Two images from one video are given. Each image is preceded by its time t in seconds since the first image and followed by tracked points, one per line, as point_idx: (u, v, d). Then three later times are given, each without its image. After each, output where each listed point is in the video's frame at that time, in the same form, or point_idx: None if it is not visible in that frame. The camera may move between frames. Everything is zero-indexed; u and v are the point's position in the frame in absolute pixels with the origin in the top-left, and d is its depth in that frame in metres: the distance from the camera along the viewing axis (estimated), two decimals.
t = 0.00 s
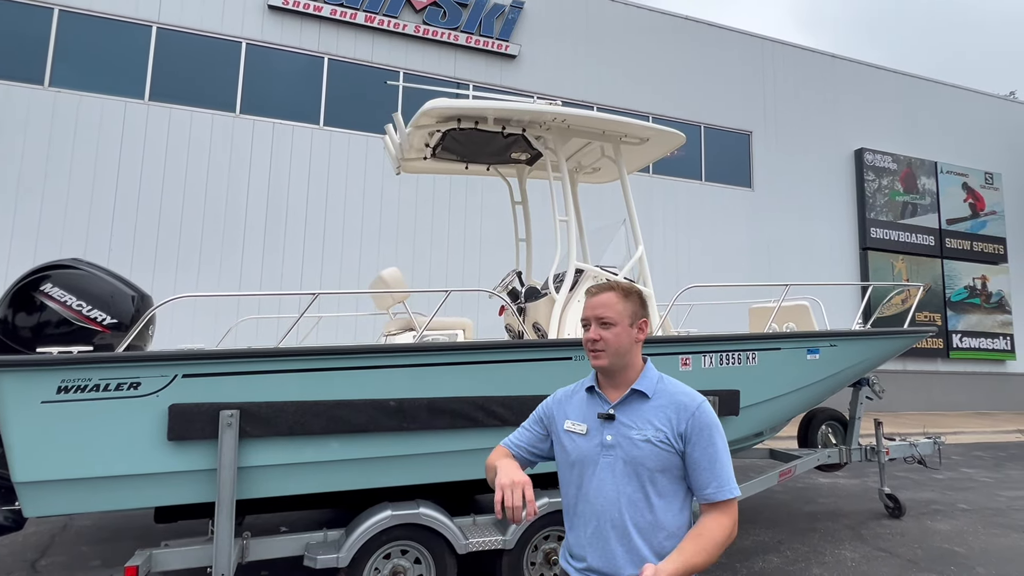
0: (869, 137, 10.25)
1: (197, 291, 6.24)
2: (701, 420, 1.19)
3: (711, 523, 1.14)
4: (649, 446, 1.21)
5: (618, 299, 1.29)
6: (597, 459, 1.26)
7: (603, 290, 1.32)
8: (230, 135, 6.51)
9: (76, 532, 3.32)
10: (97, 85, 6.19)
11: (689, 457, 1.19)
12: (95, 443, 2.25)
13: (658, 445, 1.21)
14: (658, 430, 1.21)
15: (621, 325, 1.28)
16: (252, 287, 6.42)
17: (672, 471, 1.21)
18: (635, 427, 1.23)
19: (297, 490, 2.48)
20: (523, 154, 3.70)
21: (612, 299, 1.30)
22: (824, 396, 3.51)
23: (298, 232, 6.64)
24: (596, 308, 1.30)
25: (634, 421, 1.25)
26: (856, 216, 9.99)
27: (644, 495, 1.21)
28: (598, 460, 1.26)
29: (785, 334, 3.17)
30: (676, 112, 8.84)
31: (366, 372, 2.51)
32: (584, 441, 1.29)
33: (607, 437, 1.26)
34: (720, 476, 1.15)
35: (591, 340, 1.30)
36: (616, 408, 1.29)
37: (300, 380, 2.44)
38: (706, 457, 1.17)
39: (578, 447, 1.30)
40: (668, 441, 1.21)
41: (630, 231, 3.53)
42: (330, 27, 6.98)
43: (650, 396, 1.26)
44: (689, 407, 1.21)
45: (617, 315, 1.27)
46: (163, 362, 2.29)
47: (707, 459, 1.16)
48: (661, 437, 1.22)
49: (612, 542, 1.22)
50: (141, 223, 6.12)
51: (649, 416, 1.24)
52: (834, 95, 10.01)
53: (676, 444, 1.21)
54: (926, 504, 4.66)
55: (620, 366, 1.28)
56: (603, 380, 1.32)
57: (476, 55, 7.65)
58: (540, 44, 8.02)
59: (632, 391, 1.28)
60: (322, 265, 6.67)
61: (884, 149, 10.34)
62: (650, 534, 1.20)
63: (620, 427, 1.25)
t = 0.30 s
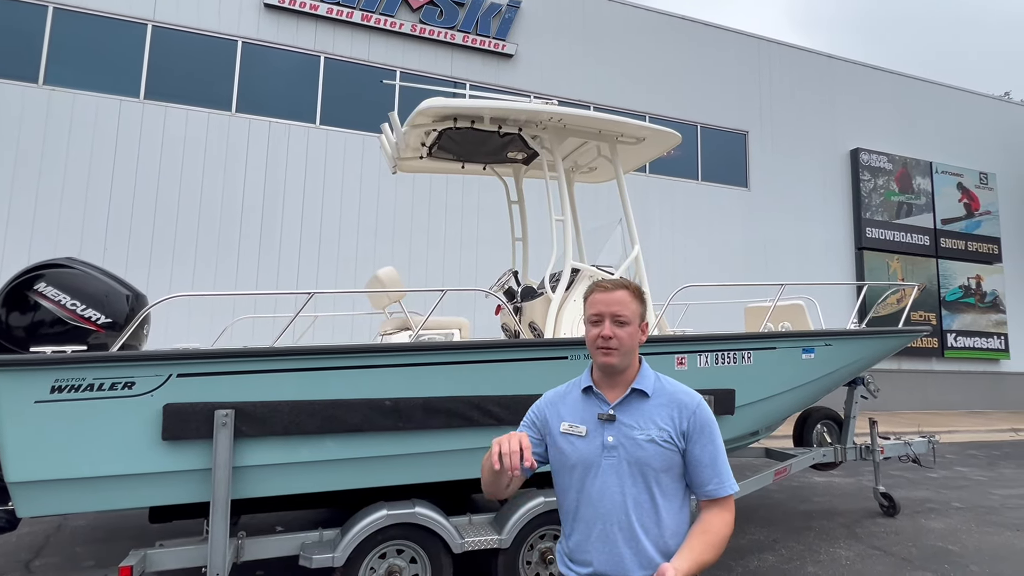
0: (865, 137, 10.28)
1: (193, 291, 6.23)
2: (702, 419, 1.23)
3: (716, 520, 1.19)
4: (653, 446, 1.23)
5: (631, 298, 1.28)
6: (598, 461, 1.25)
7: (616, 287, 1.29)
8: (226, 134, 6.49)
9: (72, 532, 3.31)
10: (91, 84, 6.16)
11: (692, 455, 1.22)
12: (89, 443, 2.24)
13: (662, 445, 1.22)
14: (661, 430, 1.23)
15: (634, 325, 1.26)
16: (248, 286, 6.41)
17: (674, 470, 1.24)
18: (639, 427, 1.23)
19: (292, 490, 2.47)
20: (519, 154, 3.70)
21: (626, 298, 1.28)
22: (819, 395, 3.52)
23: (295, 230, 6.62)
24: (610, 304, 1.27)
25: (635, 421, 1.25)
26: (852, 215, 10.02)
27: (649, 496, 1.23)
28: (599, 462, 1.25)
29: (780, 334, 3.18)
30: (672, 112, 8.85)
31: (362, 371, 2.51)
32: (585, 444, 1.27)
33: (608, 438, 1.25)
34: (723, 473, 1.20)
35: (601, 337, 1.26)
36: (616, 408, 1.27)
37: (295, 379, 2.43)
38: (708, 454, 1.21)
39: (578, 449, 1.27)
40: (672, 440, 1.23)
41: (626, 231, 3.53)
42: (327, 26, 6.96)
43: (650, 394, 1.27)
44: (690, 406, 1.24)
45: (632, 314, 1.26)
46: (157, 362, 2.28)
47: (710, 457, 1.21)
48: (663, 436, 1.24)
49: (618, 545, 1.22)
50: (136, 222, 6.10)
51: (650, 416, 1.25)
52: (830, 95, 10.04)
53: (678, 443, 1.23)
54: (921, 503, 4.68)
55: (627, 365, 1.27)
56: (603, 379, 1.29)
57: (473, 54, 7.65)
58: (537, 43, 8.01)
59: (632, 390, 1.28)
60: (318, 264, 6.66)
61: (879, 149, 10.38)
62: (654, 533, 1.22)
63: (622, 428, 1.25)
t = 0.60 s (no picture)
0: (862, 136, 10.29)
1: (190, 290, 6.21)
2: (707, 420, 1.25)
3: (716, 518, 1.21)
4: (659, 446, 1.23)
5: (655, 298, 1.28)
6: (604, 460, 1.25)
7: (642, 285, 1.29)
8: (223, 133, 6.48)
9: (66, 532, 3.30)
10: (88, 82, 6.14)
11: (696, 456, 1.24)
12: (83, 443, 2.23)
13: (668, 445, 1.23)
14: (668, 430, 1.24)
15: (653, 325, 1.27)
16: (245, 285, 6.41)
17: (679, 470, 1.25)
18: (646, 427, 1.24)
19: (288, 489, 2.47)
20: (516, 153, 3.70)
21: (649, 297, 1.28)
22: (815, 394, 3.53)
23: (292, 229, 6.62)
24: (634, 301, 1.26)
25: (641, 421, 1.25)
26: (849, 214, 10.03)
27: (654, 496, 1.23)
28: (604, 461, 1.25)
29: (777, 333, 3.19)
30: (670, 111, 8.85)
31: (358, 371, 2.51)
32: (591, 443, 1.26)
33: (614, 437, 1.25)
34: (727, 474, 1.22)
35: (621, 331, 1.26)
36: (623, 406, 1.27)
37: (291, 378, 2.43)
38: (713, 455, 1.23)
39: (583, 449, 1.26)
40: (677, 441, 1.24)
41: (624, 231, 3.54)
42: (324, 24, 6.95)
43: (657, 394, 1.27)
44: (696, 406, 1.26)
45: (654, 315, 1.27)
46: (152, 361, 2.28)
47: (715, 457, 1.22)
48: (670, 436, 1.24)
49: (622, 545, 1.22)
50: (133, 221, 6.09)
51: (656, 415, 1.25)
52: (827, 94, 10.05)
53: (684, 443, 1.24)
54: (917, 501, 4.69)
55: (638, 363, 1.26)
56: (612, 375, 1.29)
57: (470, 53, 7.64)
58: (534, 42, 8.01)
59: (640, 389, 1.28)
60: (315, 264, 6.65)
61: (876, 148, 10.39)
62: (658, 533, 1.23)
63: (629, 427, 1.25)
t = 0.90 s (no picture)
0: (859, 135, 10.30)
1: (187, 289, 6.20)
2: (715, 419, 1.23)
3: (724, 518, 1.19)
4: (665, 445, 1.22)
5: (666, 298, 1.28)
6: (609, 459, 1.25)
7: (653, 284, 1.29)
8: (221, 131, 6.46)
9: (63, 532, 3.30)
10: (85, 81, 6.12)
11: (704, 455, 1.22)
12: (78, 442, 2.23)
13: (674, 444, 1.22)
14: (673, 429, 1.23)
15: (662, 325, 1.26)
16: (243, 284, 6.41)
17: (686, 470, 1.23)
18: (651, 425, 1.23)
19: (285, 488, 2.47)
20: (513, 152, 3.70)
21: (659, 296, 1.28)
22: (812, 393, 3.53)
23: (289, 228, 6.61)
24: (643, 300, 1.26)
25: (647, 420, 1.25)
26: (846, 213, 10.04)
27: (659, 495, 1.22)
28: (609, 460, 1.25)
29: (774, 332, 3.19)
30: (668, 110, 8.85)
31: (355, 369, 2.50)
32: (596, 442, 1.27)
33: (619, 436, 1.26)
34: (735, 474, 1.20)
35: (629, 330, 1.26)
36: (629, 405, 1.28)
37: (288, 376, 2.43)
38: (721, 455, 1.21)
39: (589, 447, 1.27)
40: (684, 440, 1.23)
41: (621, 229, 3.54)
42: (322, 23, 6.93)
43: (664, 393, 1.27)
44: (704, 405, 1.25)
45: (663, 314, 1.27)
46: (147, 360, 2.27)
47: (723, 457, 1.21)
48: (676, 436, 1.24)
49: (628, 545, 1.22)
50: (130, 221, 6.07)
51: (663, 415, 1.25)
52: (825, 93, 10.05)
53: (691, 443, 1.23)
54: (914, 499, 4.70)
55: (645, 363, 1.27)
56: (619, 374, 1.29)
57: (468, 51, 7.63)
58: (532, 41, 8.00)
59: (647, 387, 1.28)
60: (312, 262, 6.65)
61: (874, 147, 10.40)
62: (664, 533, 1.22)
63: (634, 426, 1.25)
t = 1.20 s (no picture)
0: (858, 134, 10.30)
1: (186, 287, 6.20)
2: (723, 419, 1.23)
3: (732, 519, 1.19)
4: (671, 447, 1.22)
5: (674, 297, 1.28)
6: (616, 460, 1.26)
7: (662, 283, 1.29)
8: (219, 131, 6.46)
9: (61, 531, 3.30)
10: (83, 79, 6.11)
11: (712, 456, 1.22)
12: (75, 441, 2.23)
13: (681, 446, 1.22)
14: (680, 430, 1.23)
15: (669, 323, 1.26)
16: (242, 283, 6.41)
17: (694, 471, 1.23)
18: (658, 427, 1.23)
19: (283, 487, 2.47)
20: (511, 150, 3.70)
21: (668, 295, 1.27)
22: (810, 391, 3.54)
23: (288, 227, 6.61)
24: (651, 298, 1.26)
25: (655, 421, 1.26)
26: (845, 212, 10.05)
27: (666, 497, 1.23)
28: (617, 461, 1.26)
29: (772, 330, 3.20)
30: (666, 108, 8.84)
31: (353, 368, 2.51)
32: (603, 443, 1.27)
33: (626, 438, 1.26)
34: (743, 476, 1.20)
35: (635, 328, 1.26)
36: (637, 406, 1.28)
37: (286, 375, 2.43)
38: (728, 456, 1.20)
39: (596, 448, 1.27)
40: (691, 441, 1.22)
41: (619, 228, 3.54)
42: (320, 21, 6.92)
43: (671, 393, 1.27)
44: (711, 405, 1.24)
45: (671, 314, 1.26)
46: (145, 359, 2.28)
47: (730, 459, 1.20)
48: (683, 437, 1.23)
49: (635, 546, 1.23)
50: (128, 220, 6.07)
51: (671, 416, 1.25)
52: (823, 91, 10.05)
53: (698, 444, 1.23)
54: (911, 497, 4.71)
55: (651, 363, 1.27)
56: (625, 374, 1.29)
57: (467, 50, 7.62)
58: (531, 39, 7.99)
59: (654, 387, 1.28)
60: (311, 261, 6.66)
61: (872, 146, 10.40)
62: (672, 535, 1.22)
63: (642, 428, 1.25)
